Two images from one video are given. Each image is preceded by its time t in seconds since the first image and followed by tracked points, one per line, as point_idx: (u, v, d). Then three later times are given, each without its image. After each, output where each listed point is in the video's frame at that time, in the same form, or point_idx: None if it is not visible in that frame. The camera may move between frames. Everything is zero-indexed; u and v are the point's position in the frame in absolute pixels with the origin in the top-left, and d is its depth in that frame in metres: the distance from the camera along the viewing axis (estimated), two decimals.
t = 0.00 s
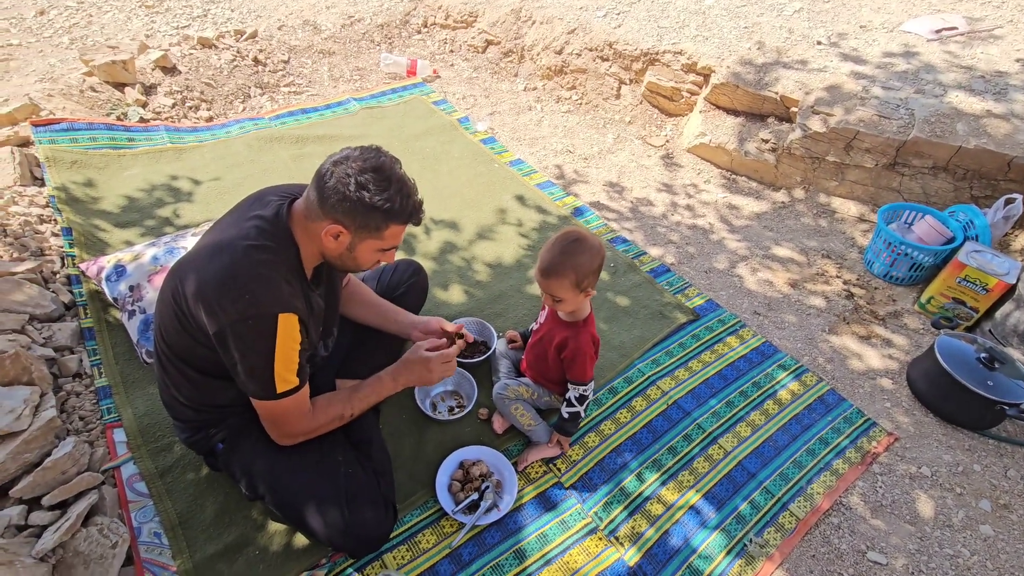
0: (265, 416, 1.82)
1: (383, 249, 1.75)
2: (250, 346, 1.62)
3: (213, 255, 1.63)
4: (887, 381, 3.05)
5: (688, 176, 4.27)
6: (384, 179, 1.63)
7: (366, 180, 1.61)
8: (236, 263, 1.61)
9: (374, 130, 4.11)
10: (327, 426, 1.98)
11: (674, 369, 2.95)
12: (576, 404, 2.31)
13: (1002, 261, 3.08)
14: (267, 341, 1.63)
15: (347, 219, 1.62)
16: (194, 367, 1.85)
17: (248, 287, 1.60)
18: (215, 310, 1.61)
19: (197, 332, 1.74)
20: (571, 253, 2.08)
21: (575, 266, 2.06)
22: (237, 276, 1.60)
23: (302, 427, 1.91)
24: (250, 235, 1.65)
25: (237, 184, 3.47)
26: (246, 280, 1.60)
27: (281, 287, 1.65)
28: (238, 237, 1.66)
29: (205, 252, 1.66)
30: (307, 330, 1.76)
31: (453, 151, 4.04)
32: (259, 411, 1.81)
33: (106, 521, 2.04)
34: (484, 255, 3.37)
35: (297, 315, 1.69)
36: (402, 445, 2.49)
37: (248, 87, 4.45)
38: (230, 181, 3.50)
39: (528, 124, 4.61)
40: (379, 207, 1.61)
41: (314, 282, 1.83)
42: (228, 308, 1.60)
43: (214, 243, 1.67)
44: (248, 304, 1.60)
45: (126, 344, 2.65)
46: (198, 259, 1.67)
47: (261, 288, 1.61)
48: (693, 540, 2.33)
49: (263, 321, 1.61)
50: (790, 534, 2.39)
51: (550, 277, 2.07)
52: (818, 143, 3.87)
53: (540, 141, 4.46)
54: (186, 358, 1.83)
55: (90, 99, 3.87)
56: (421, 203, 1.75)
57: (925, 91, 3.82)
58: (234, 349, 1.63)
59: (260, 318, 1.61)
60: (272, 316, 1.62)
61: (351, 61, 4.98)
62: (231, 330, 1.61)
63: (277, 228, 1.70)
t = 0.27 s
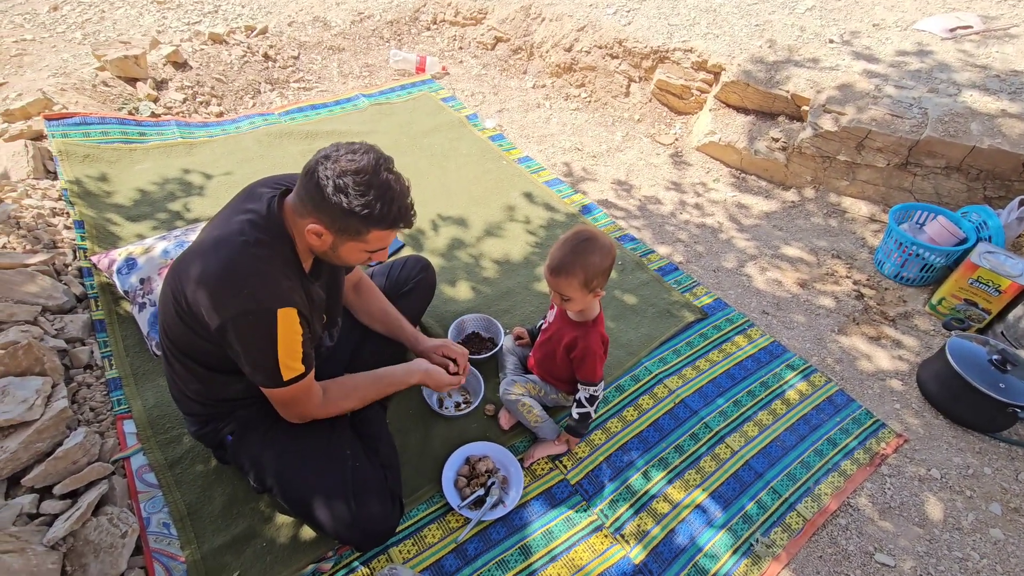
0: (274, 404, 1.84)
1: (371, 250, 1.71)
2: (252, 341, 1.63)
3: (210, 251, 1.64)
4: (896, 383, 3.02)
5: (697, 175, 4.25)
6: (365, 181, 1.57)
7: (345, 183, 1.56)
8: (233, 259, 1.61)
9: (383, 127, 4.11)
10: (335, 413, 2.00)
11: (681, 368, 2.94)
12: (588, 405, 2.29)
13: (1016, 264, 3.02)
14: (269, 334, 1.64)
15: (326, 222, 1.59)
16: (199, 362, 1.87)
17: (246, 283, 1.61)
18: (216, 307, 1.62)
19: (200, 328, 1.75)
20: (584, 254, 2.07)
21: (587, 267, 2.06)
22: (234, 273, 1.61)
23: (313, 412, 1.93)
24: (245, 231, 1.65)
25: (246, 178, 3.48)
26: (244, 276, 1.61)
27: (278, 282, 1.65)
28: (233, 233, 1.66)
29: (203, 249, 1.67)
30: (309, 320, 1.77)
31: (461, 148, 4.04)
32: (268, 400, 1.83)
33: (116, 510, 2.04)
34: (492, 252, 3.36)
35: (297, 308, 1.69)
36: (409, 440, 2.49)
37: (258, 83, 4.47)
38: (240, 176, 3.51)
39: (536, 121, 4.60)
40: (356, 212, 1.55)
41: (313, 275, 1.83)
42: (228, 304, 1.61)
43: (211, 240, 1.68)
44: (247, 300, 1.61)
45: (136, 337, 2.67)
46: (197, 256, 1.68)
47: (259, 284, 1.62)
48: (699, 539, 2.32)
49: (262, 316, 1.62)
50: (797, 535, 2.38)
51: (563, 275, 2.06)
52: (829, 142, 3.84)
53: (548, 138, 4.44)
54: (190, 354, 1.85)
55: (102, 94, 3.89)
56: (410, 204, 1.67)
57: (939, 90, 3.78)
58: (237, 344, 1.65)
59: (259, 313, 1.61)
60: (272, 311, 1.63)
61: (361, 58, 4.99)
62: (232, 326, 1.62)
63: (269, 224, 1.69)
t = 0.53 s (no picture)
0: (267, 405, 1.88)
1: (355, 263, 1.71)
2: (239, 347, 1.66)
3: (204, 256, 1.67)
4: (903, 387, 2.99)
5: (705, 175, 4.23)
6: (344, 199, 1.55)
7: (323, 201, 1.55)
8: (225, 264, 1.63)
9: (391, 125, 4.13)
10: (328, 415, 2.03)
11: (685, 369, 2.93)
12: (592, 406, 2.29)
13: None
14: (257, 342, 1.66)
15: (306, 237, 1.60)
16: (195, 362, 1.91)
17: (236, 290, 1.63)
18: (207, 312, 1.65)
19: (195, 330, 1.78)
20: (589, 256, 2.06)
21: (592, 270, 2.05)
22: (226, 278, 1.63)
23: (305, 414, 1.97)
24: (238, 237, 1.67)
25: (255, 176, 3.51)
26: (234, 282, 1.63)
27: (268, 290, 1.67)
28: (227, 236, 1.68)
29: (199, 252, 1.69)
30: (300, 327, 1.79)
31: (468, 147, 4.04)
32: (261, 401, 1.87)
33: (122, 503, 2.07)
34: (497, 251, 3.37)
35: (287, 316, 1.71)
36: (411, 438, 2.51)
37: (268, 81, 4.50)
38: (249, 173, 3.54)
39: (544, 120, 4.59)
40: (333, 230, 1.55)
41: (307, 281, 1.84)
42: (217, 309, 1.63)
43: (206, 243, 1.70)
44: (236, 306, 1.63)
45: (145, 332, 2.69)
46: (192, 258, 1.70)
47: (248, 291, 1.64)
48: (700, 541, 2.32)
49: (251, 322, 1.64)
50: (799, 539, 2.37)
51: (569, 275, 2.06)
52: (839, 143, 3.81)
53: (556, 137, 4.44)
54: (186, 354, 1.88)
55: (114, 91, 3.93)
56: (394, 220, 1.65)
57: (952, 91, 3.73)
58: (226, 349, 1.68)
59: (247, 320, 1.64)
60: (260, 319, 1.65)
61: (370, 56, 5.01)
62: (221, 330, 1.65)
63: (262, 229, 1.70)
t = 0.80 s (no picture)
0: (266, 400, 1.90)
1: (358, 262, 1.72)
2: (240, 343, 1.68)
3: (208, 252, 1.69)
4: (910, 390, 2.96)
5: (713, 174, 4.20)
6: (346, 199, 1.56)
7: (326, 201, 1.56)
8: (229, 261, 1.65)
9: (399, 122, 4.14)
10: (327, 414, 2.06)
11: (689, 369, 2.92)
12: (593, 404, 2.30)
13: None
14: (258, 338, 1.68)
15: (310, 236, 1.61)
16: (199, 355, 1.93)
17: (238, 286, 1.65)
18: (210, 306, 1.67)
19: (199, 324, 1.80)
20: (589, 255, 2.06)
21: (593, 268, 2.05)
22: (228, 274, 1.65)
23: (304, 412, 1.99)
24: (241, 233, 1.69)
25: (264, 171, 3.55)
26: (236, 279, 1.65)
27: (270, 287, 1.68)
28: (231, 234, 1.69)
29: (204, 248, 1.71)
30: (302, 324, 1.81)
31: (476, 144, 4.05)
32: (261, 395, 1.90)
33: (128, 492, 2.11)
34: (502, 248, 3.37)
35: (289, 313, 1.73)
36: (413, 433, 2.52)
37: (278, 77, 4.54)
38: (258, 169, 3.58)
39: (552, 118, 4.58)
40: (335, 231, 1.56)
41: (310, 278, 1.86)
42: (219, 306, 1.66)
43: (211, 239, 1.72)
44: (237, 303, 1.65)
45: (154, 325, 2.72)
46: (197, 254, 1.73)
47: (250, 288, 1.66)
48: (700, 541, 2.31)
49: (251, 319, 1.66)
50: (800, 541, 2.35)
51: (570, 274, 2.05)
52: (850, 143, 3.77)
53: (563, 135, 4.43)
54: (190, 347, 1.91)
55: (128, 87, 3.99)
56: (397, 219, 1.66)
57: (967, 91, 3.68)
58: (227, 344, 1.70)
59: (249, 317, 1.66)
60: (261, 315, 1.67)
61: (379, 53, 5.03)
62: (223, 326, 1.68)
63: (266, 226, 1.70)
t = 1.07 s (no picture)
0: (273, 391, 1.92)
1: (375, 250, 1.76)
2: (253, 330, 1.71)
3: (223, 242, 1.72)
4: (917, 395, 2.93)
5: (723, 173, 4.17)
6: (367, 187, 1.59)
7: (348, 189, 1.59)
8: (243, 250, 1.68)
9: (409, 119, 4.16)
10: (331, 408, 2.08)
11: (692, 370, 2.91)
12: (584, 400, 2.31)
13: None
14: (270, 327, 1.71)
15: (330, 224, 1.64)
16: (210, 345, 1.96)
17: (252, 275, 1.68)
18: (223, 295, 1.70)
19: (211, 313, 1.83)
20: (589, 253, 2.07)
21: (595, 267, 2.07)
22: (243, 263, 1.68)
23: (308, 404, 2.01)
24: (256, 224, 1.72)
25: (274, 167, 3.59)
26: (250, 268, 1.68)
27: (284, 277, 1.71)
28: (246, 224, 1.72)
29: (218, 238, 1.75)
30: (312, 315, 1.83)
31: (484, 142, 4.06)
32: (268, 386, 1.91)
33: (136, 481, 2.15)
34: (508, 246, 3.38)
35: (301, 303, 1.75)
36: (415, 429, 2.54)
37: (290, 74, 4.58)
38: (269, 165, 3.62)
39: (561, 116, 4.58)
40: (356, 217, 1.59)
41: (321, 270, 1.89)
42: (233, 293, 1.68)
43: (226, 230, 1.75)
44: (251, 291, 1.68)
45: (164, 317, 2.76)
46: (211, 243, 1.76)
47: (263, 277, 1.68)
48: (698, 542, 2.31)
49: (264, 308, 1.69)
50: (799, 544, 2.34)
51: (571, 272, 2.06)
52: (861, 143, 3.72)
53: (572, 133, 4.42)
54: (202, 337, 1.94)
55: (143, 83, 4.05)
56: (413, 207, 1.70)
57: (983, 91, 3.62)
58: (239, 333, 1.73)
59: (262, 305, 1.69)
60: (274, 304, 1.69)
61: (390, 50, 5.05)
62: (236, 314, 1.70)
63: (280, 217, 1.73)
